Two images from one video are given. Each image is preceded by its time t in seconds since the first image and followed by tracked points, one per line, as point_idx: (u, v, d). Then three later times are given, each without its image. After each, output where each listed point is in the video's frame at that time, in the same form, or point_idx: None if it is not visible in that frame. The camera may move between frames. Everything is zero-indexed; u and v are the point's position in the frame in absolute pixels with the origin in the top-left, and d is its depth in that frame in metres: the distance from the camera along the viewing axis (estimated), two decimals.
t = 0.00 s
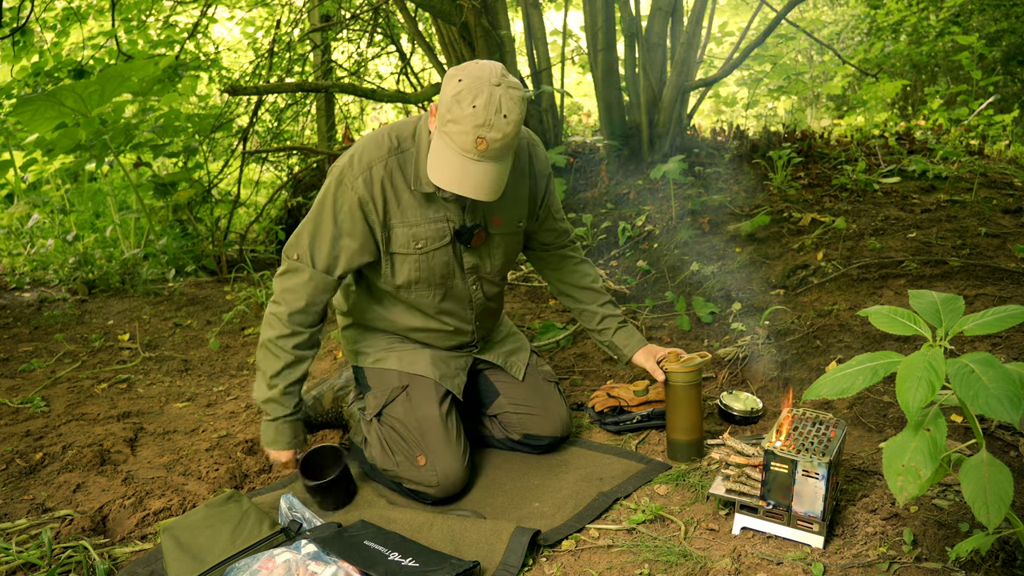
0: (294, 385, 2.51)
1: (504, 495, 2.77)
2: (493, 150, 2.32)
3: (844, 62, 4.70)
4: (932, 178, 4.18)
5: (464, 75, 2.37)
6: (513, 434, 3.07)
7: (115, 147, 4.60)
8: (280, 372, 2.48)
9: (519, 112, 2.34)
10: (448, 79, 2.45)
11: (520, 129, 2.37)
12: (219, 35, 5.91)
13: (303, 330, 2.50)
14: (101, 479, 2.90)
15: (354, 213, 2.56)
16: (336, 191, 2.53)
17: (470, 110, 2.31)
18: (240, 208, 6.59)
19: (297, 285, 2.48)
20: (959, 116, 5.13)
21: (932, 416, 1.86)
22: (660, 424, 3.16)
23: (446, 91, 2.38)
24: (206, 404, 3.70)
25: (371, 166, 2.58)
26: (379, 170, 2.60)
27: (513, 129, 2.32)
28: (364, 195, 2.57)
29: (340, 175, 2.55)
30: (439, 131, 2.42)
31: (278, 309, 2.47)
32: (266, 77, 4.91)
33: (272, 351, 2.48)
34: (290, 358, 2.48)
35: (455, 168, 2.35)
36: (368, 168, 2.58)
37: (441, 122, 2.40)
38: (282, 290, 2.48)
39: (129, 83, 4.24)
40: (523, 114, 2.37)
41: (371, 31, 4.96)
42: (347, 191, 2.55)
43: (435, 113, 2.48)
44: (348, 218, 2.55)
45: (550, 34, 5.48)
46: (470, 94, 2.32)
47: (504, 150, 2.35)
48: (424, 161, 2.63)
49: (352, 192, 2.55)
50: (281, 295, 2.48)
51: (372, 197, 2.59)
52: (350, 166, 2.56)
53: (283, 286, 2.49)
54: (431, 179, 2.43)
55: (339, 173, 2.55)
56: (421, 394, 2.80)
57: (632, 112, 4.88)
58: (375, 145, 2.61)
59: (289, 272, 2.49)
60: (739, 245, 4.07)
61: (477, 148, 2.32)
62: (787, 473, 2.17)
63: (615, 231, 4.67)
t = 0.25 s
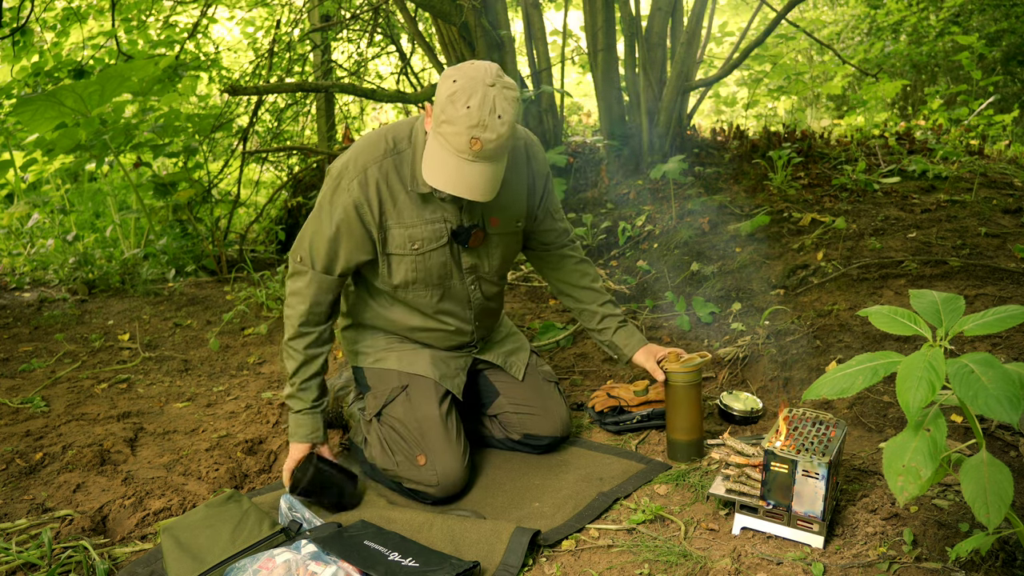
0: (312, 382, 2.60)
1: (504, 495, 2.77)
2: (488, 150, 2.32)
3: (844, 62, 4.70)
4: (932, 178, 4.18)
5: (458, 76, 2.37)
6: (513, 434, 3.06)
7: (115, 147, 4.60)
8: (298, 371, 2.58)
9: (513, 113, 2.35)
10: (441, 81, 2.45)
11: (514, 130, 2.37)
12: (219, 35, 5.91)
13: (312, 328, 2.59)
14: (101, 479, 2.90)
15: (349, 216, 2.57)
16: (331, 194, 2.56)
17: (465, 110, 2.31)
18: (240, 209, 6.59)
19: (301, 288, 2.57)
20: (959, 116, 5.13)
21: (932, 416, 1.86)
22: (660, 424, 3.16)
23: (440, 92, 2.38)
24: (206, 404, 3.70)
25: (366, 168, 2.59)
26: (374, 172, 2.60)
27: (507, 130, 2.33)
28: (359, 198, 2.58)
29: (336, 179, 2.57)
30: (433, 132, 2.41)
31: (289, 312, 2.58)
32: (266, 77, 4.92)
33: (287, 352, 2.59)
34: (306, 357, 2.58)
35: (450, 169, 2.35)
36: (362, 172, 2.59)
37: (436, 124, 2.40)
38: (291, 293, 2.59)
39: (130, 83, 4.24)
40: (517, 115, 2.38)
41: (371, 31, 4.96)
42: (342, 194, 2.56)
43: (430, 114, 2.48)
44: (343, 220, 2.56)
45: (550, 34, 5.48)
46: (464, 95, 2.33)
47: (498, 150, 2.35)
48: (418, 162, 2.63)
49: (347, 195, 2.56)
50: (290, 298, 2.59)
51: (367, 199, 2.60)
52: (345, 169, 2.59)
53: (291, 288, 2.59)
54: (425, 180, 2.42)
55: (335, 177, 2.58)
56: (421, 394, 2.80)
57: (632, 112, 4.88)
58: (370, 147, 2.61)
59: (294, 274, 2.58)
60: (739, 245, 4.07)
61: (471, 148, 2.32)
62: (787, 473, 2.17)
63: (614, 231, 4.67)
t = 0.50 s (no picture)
0: (323, 387, 2.61)
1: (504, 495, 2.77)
2: (488, 145, 2.32)
3: (844, 63, 4.70)
4: (932, 178, 4.18)
5: (455, 72, 2.37)
6: (513, 434, 3.07)
7: (115, 147, 4.60)
8: (310, 376, 2.59)
9: (512, 107, 2.35)
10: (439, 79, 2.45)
11: (513, 124, 2.37)
12: (219, 35, 5.91)
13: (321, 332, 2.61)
14: (101, 479, 2.90)
15: (350, 217, 2.57)
16: (332, 196, 2.56)
17: (463, 106, 2.31)
18: (240, 209, 6.59)
19: (304, 292, 2.56)
20: (959, 116, 5.13)
21: (932, 416, 1.86)
22: (660, 425, 3.16)
23: (438, 88, 2.39)
24: (206, 404, 3.70)
25: (365, 169, 2.59)
26: (373, 172, 2.60)
27: (506, 123, 2.33)
28: (359, 199, 2.57)
29: (335, 179, 2.56)
30: (433, 129, 2.42)
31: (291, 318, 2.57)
32: (266, 77, 4.92)
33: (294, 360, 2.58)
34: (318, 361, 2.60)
35: (450, 165, 2.35)
36: (361, 172, 2.58)
37: (435, 120, 2.40)
38: (293, 299, 2.58)
39: (130, 83, 4.24)
40: (515, 109, 2.37)
41: (371, 31, 4.96)
42: (342, 195, 2.55)
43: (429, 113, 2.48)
44: (344, 222, 2.57)
45: (550, 34, 5.49)
46: (462, 90, 2.33)
47: (498, 144, 2.35)
48: (417, 161, 2.63)
49: (346, 195, 2.56)
50: (292, 304, 2.58)
51: (367, 199, 2.59)
52: (344, 169, 2.58)
53: (292, 294, 2.58)
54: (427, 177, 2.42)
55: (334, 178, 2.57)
56: (421, 393, 2.80)
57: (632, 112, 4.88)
58: (369, 147, 2.61)
59: (296, 279, 2.57)
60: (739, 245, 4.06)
61: (471, 143, 2.32)
62: (787, 473, 2.17)
63: (614, 231, 4.67)
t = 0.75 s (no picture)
0: (315, 388, 2.59)
1: (504, 495, 2.77)
2: (492, 139, 2.32)
3: (844, 63, 4.70)
4: (932, 178, 4.18)
5: (457, 68, 2.37)
6: (513, 434, 3.07)
7: (115, 148, 4.60)
8: (303, 377, 2.57)
9: (514, 101, 2.36)
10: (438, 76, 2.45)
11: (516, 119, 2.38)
12: (219, 35, 5.90)
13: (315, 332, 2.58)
14: (101, 479, 2.90)
15: (350, 217, 2.56)
16: (332, 196, 2.54)
17: (467, 100, 2.31)
18: (240, 209, 6.59)
19: (302, 291, 2.54)
20: (959, 116, 5.13)
21: (932, 416, 1.86)
22: (660, 424, 3.16)
23: (440, 84, 2.38)
24: (206, 404, 3.70)
25: (366, 169, 2.58)
26: (375, 172, 2.60)
27: (510, 117, 2.33)
28: (359, 199, 2.57)
29: (336, 179, 2.55)
30: (436, 125, 2.41)
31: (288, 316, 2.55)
32: (266, 77, 4.92)
33: (289, 360, 2.56)
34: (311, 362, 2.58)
35: (456, 161, 2.34)
36: (364, 172, 2.58)
37: (438, 117, 2.39)
38: (289, 299, 2.55)
39: (130, 83, 4.24)
40: (518, 104, 2.38)
41: (371, 31, 4.96)
42: (342, 195, 2.54)
43: (430, 111, 2.48)
44: (343, 221, 2.55)
45: (550, 34, 5.48)
46: (465, 86, 2.33)
47: (502, 139, 2.35)
48: (420, 161, 2.63)
49: (348, 195, 2.55)
50: (288, 304, 2.55)
51: (368, 199, 2.59)
52: (345, 169, 2.57)
53: (288, 294, 2.55)
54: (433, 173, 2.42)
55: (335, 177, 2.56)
56: (422, 393, 2.81)
57: (632, 112, 4.88)
58: (370, 147, 2.61)
59: (294, 278, 2.54)
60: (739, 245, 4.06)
61: (476, 138, 2.32)
62: (787, 473, 2.17)
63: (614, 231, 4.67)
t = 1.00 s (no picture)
0: (321, 387, 2.54)
1: (504, 495, 2.77)
2: (529, 123, 2.36)
3: (844, 63, 4.70)
4: (932, 178, 4.18)
5: (473, 67, 2.32)
6: (513, 434, 3.06)
7: (115, 147, 4.60)
8: (308, 374, 2.52)
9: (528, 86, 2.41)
10: (446, 80, 2.36)
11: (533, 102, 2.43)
12: (219, 35, 5.90)
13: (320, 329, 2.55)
14: (101, 479, 2.90)
15: (352, 216, 2.55)
16: (334, 195, 2.53)
17: (499, 92, 2.30)
18: (240, 209, 6.59)
19: (305, 290, 2.51)
20: (959, 116, 5.13)
21: (932, 416, 1.86)
22: (660, 424, 3.16)
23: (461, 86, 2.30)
24: (206, 404, 3.70)
25: (368, 168, 2.58)
26: (377, 171, 2.59)
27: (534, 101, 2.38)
28: (362, 198, 2.56)
29: (339, 178, 2.55)
30: (470, 128, 2.33)
31: (291, 316, 2.51)
32: (266, 77, 4.92)
33: (293, 360, 2.52)
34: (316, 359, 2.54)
35: (511, 153, 2.30)
36: (366, 171, 2.57)
37: (470, 119, 2.32)
38: (291, 299, 2.52)
39: (130, 83, 4.24)
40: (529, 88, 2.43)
41: (371, 31, 4.96)
42: (345, 194, 2.53)
43: (449, 118, 2.37)
44: (346, 221, 2.54)
45: (550, 34, 5.49)
46: (489, 80, 2.31)
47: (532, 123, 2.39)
48: (422, 161, 2.62)
49: (350, 194, 2.54)
50: (290, 304, 2.52)
51: (371, 198, 2.58)
52: (347, 168, 2.56)
53: (290, 294, 2.52)
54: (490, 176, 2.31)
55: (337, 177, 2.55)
56: (422, 394, 2.81)
57: (632, 112, 4.88)
58: (372, 147, 2.61)
59: (295, 278, 2.52)
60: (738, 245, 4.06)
61: (519, 126, 2.33)
62: (787, 473, 2.17)
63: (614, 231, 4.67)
